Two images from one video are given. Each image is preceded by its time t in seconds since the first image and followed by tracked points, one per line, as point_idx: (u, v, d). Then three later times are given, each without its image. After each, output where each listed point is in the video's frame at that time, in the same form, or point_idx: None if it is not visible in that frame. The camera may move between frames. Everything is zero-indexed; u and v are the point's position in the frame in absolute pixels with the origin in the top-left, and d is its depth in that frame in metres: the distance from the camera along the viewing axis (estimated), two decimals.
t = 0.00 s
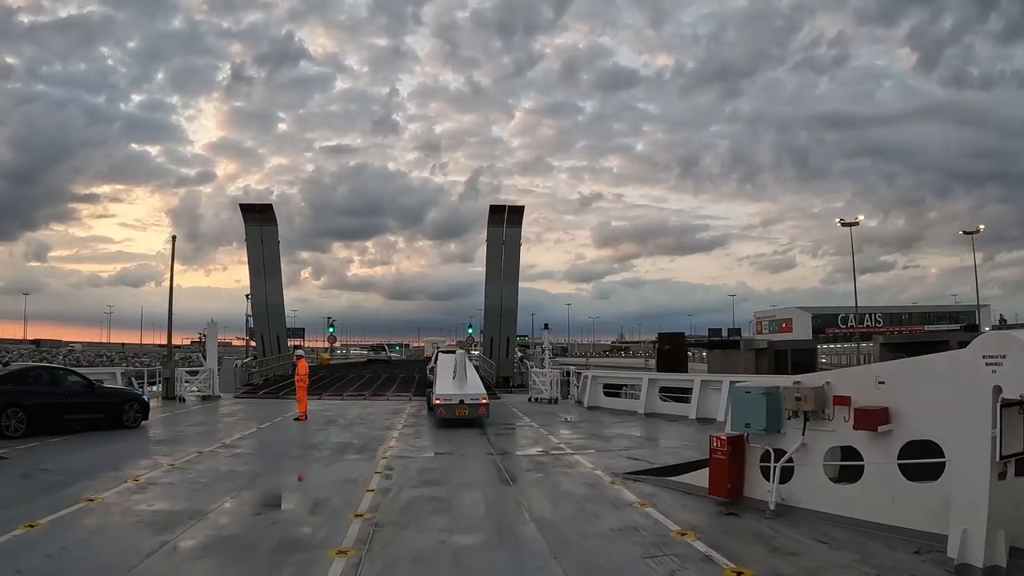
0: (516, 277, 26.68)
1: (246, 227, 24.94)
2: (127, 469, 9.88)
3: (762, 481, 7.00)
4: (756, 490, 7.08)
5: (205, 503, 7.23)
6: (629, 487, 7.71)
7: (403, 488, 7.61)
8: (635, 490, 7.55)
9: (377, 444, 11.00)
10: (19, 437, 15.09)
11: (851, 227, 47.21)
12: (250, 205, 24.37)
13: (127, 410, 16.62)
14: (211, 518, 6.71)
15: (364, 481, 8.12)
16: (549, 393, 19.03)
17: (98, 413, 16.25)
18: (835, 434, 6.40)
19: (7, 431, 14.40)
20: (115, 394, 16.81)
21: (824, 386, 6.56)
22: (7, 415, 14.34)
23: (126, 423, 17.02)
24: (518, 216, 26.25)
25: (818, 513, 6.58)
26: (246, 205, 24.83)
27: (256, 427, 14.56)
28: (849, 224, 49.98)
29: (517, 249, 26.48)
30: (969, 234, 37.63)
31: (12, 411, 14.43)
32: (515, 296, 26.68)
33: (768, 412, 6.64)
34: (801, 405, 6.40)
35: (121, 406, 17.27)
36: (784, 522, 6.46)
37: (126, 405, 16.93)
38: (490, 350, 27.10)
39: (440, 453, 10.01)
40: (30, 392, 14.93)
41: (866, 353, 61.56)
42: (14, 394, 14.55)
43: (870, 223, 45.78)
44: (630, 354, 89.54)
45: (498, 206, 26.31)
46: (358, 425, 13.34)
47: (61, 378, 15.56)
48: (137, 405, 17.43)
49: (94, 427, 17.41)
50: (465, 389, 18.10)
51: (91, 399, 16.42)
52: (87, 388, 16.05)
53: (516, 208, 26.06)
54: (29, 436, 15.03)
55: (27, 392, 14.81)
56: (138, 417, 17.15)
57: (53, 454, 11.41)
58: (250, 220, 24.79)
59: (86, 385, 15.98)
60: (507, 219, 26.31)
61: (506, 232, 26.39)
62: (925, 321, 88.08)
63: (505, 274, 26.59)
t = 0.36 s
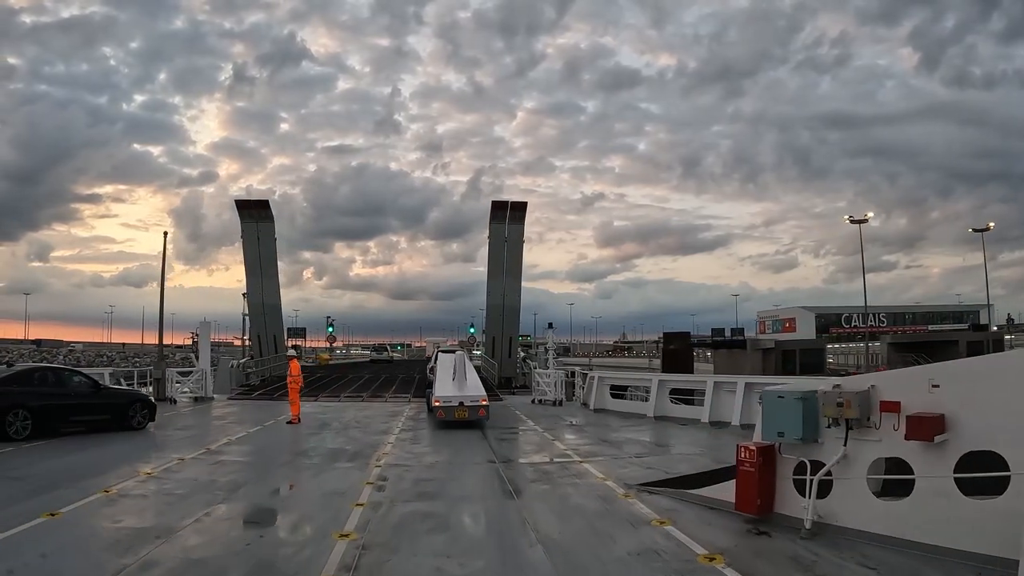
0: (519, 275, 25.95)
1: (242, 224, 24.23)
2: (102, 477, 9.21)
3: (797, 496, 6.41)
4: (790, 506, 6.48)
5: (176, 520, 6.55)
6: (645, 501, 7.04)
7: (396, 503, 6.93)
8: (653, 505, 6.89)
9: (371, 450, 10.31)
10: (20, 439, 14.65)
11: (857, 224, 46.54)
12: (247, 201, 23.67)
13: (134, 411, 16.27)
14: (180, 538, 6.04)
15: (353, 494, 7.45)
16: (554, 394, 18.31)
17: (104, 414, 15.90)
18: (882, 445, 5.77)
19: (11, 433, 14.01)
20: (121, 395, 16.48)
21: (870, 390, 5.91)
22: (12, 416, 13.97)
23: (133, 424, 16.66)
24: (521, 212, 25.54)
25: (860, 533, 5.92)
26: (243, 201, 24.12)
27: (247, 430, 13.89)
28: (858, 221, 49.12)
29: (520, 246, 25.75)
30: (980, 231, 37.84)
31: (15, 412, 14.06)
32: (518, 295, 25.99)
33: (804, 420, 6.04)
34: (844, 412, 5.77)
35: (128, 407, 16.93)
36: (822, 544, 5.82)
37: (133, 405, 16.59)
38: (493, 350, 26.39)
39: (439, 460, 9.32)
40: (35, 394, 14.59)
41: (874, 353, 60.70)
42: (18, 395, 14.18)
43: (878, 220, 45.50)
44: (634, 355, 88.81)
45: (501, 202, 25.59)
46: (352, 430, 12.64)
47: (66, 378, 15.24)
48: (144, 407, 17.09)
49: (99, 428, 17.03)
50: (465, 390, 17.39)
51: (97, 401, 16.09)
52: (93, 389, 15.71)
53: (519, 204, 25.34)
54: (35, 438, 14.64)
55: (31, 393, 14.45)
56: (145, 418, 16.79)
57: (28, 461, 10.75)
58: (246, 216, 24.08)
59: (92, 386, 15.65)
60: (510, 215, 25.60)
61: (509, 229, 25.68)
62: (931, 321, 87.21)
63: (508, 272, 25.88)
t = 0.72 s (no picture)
0: (526, 272, 25.14)
1: (241, 220, 23.54)
2: (75, 488, 8.46)
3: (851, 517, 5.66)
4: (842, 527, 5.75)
5: (139, 544, 5.79)
6: (672, 524, 6.26)
7: (390, 522, 6.15)
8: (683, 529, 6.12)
9: (368, 457, 9.55)
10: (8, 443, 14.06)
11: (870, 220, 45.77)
12: (245, 197, 22.97)
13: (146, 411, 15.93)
14: (140, 566, 5.28)
15: (343, 510, 6.68)
16: (564, 396, 17.49)
17: (115, 415, 15.53)
18: (954, 459, 5.03)
19: (22, 435, 13.56)
20: (132, 396, 16.10)
21: (939, 395, 5.20)
22: (21, 419, 13.52)
23: (145, 426, 16.29)
24: (528, 208, 24.73)
25: (925, 562, 5.09)
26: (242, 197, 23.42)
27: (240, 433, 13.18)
28: (872, 217, 47.98)
29: (527, 243, 24.94)
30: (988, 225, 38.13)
31: (25, 414, 13.63)
32: (526, 293, 25.19)
33: (862, 431, 5.41)
34: (912, 420, 5.14)
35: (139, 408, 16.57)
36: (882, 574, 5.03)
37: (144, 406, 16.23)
38: (499, 350, 25.60)
39: (441, 469, 8.55)
40: (45, 395, 14.16)
41: (887, 353, 59.59)
42: (27, 395, 13.76)
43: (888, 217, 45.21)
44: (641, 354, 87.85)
45: (507, 197, 24.76)
46: (350, 434, 11.89)
47: (76, 379, 14.87)
48: (155, 408, 16.73)
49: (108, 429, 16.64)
50: (470, 392, 16.62)
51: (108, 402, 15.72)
52: (104, 390, 15.36)
53: (526, 199, 24.51)
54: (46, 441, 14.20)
55: (42, 394, 14.03)
56: (156, 419, 16.45)
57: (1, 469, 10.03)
58: (246, 212, 23.38)
59: (103, 387, 15.30)
60: (517, 211, 24.79)
61: (516, 225, 24.87)
62: (944, 320, 85.79)
63: (516, 269, 25.08)
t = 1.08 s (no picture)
0: (536, 269, 24.33)
1: (243, 216, 22.89)
2: (46, 499, 7.74)
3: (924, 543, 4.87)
4: (913, 553, 4.96)
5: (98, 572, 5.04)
6: (710, 549, 5.48)
7: (386, 547, 5.38)
8: (722, 555, 5.35)
9: (367, 465, 8.77)
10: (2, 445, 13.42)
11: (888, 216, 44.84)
12: (247, 192, 22.31)
13: (161, 413, 15.53)
14: None
15: (335, 531, 5.92)
16: (577, 398, 16.66)
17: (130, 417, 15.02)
18: None
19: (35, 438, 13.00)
20: (147, 397, 15.57)
21: None
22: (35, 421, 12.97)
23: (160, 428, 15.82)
24: (539, 203, 23.90)
25: None
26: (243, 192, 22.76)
27: (235, 437, 12.41)
28: (891, 213, 46.76)
29: (538, 239, 24.13)
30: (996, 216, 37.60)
31: (38, 416, 13.11)
32: (536, 291, 24.40)
33: (940, 444, 4.64)
34: (1001, 431, 4.34)
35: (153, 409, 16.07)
36: None
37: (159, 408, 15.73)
38: (509, 350, 24.83)
39: (447, 480, 7.77)
40: (58, 395, 13.59)
41: (905, 353, 58.26)
42: (41, 395, 13.24)
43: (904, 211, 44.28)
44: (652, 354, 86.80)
45: (517, 191, 23.94)
46: (348, 439, 11.08)
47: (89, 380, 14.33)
48: (166, 408, 16.28)
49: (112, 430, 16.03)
50: (477, 393, 15.91)
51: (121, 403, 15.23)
52: (118, 391, 14.86)
53: (536, 193, 23.68)
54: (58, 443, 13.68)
55: (57, 394, 13.52)
56: (171, 421, 16.00)
57: None
58: (247, 208, 22.72)
59: (117, 387, 14.79)
60: (527, 206, 23.96)
61: (526, 220, 24.05)
62: (961, 318, 84.11)
63: (526, 267, 24.25)
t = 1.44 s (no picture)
0: (546, 267, 23.65)
1: (246, 213, 22.34)
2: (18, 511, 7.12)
3: None
4: None
5: None
6: None
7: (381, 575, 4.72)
8: None
9: (367, 475, 8.10)
10: None
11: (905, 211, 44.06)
12: (249, 187, 21.76)
13: (177, 414, 15.11)
14: None
15: (326, 555, 5.26)
16: (589, 400, 15.96)
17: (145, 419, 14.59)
18: None
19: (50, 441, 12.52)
20: (162, 398, 15.13)
21: None
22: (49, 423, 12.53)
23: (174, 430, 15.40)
24: (549, 199, 23.21)
25: None
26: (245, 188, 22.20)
27: (231, 442, 11.80)
28: (908, 209, 45.79)
29: (548, 236, 23.44)
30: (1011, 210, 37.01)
31: (53, 418, 12.67)
32: (546, 289, 23.72)
33: None
34: None
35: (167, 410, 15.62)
36: None
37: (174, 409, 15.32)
38: (519, 350, 24.17)
39: (453, 493, 7.09)
40: (72, 397, 13.11)
41: (921, 352, 57.09)
42: (56, 397, 12.78)
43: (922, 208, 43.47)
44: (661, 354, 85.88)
45: (526, 186, 23.22)
46: (349, 445, 10.42)
47: (104, 380, 13.86)
48: (180, 409, 15.86)
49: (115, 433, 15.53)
50: (485, 393, 15.32)
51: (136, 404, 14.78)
52: (133, 392, 14.41)
53: (546, 188, 22.97)
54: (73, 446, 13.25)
55: (72, 396, 13.07)
56: (186, 422, 15.57)
57: None
58: (250, 205, 22.18)
59: (131, 389, 14.32)
60: (536, 202, 23.28)
61: (536, 216, 23.35)
62: (977, 317, 82.58)
63: (535, 265, 23.59)
